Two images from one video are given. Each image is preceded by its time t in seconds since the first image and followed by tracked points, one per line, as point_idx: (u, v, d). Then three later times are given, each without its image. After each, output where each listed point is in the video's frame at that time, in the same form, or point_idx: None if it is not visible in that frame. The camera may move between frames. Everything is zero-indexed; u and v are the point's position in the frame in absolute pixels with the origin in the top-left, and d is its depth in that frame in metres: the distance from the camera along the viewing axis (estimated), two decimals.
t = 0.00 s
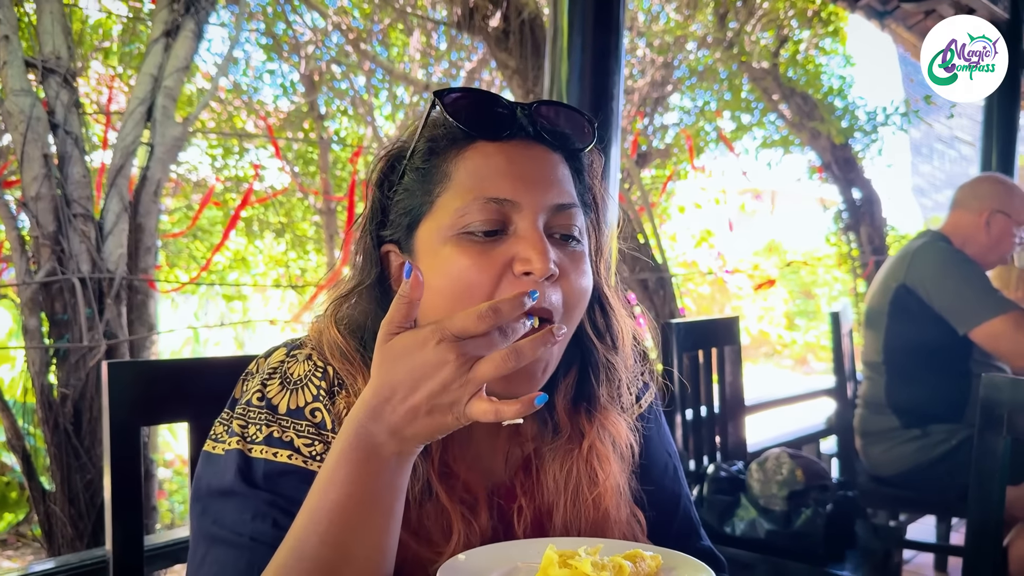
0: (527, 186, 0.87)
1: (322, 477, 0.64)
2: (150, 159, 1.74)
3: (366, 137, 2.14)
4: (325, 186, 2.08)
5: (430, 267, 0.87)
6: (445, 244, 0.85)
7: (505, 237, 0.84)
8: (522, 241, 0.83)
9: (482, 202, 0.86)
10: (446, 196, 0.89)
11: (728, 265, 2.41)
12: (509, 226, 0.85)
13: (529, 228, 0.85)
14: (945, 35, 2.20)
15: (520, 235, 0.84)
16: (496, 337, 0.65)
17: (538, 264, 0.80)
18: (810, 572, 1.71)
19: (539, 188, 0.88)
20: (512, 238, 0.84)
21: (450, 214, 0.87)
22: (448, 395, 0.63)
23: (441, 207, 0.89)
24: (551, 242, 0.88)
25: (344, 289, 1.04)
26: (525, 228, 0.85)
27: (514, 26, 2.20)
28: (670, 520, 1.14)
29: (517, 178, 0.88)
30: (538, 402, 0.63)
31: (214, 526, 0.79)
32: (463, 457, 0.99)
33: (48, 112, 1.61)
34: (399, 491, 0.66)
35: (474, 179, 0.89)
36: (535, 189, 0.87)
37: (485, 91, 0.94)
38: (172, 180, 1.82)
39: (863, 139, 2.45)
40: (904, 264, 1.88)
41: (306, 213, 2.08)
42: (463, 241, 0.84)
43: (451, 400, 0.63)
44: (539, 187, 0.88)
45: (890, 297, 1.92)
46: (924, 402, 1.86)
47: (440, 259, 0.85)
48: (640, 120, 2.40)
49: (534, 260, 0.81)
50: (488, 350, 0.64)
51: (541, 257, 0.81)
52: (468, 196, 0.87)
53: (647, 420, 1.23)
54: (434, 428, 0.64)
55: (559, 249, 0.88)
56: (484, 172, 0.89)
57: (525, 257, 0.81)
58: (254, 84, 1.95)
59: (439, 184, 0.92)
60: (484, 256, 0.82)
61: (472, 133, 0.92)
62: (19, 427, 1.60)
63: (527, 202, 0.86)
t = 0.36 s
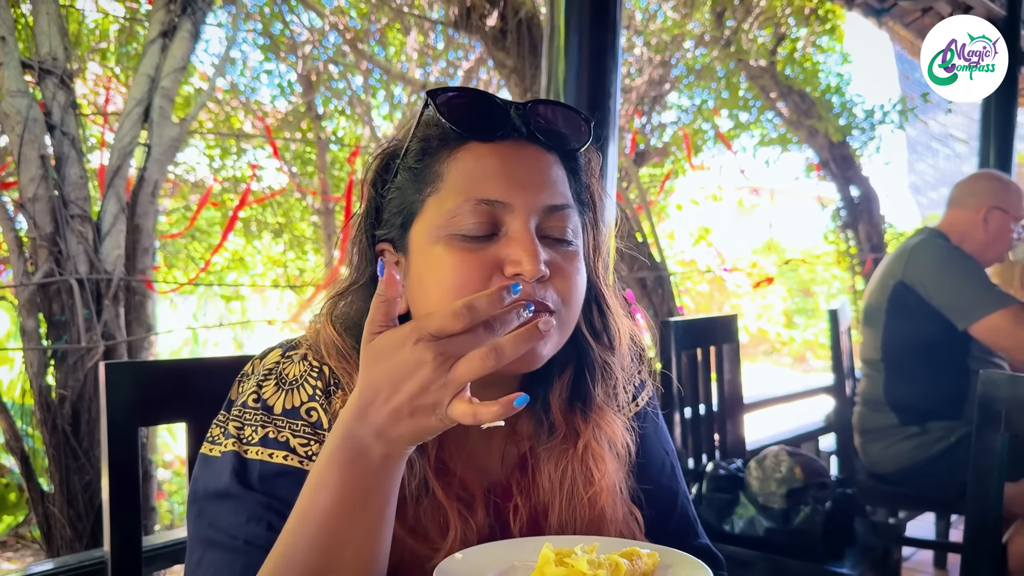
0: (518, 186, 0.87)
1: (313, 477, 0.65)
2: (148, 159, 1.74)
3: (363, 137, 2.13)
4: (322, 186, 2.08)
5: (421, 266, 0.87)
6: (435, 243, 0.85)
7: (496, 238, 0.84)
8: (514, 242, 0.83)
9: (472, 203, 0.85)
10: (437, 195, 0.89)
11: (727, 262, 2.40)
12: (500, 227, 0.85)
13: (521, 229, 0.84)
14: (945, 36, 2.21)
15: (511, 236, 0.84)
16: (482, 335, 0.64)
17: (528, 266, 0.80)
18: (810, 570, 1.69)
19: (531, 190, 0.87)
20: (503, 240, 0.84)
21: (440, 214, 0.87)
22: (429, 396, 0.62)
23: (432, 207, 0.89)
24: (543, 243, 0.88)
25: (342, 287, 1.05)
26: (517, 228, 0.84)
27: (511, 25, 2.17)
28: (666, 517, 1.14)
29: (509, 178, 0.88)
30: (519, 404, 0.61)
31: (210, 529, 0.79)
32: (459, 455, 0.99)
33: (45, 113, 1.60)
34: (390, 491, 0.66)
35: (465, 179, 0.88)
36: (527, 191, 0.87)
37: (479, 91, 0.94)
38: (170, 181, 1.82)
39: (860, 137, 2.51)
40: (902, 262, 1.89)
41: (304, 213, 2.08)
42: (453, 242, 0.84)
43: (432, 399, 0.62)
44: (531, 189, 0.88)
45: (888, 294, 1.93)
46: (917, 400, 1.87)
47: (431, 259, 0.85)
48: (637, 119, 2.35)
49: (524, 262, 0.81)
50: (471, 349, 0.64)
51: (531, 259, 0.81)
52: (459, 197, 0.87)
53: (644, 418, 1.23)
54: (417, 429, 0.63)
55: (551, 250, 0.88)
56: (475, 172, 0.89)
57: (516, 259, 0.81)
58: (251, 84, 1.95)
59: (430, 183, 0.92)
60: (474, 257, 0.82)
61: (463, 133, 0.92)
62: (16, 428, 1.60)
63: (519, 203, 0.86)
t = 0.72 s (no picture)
0: (498, 183, 0.90)
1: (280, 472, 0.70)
2: (143, 159, 1.74)
3: (360, 136, 2.12)
4: (320, 186, 2.08)
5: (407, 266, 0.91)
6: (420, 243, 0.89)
7: (479, 234, 0.87)
8: (494, 240, 0.86)
9: (453, 201, 0.89)
10: (420, 195, 0.93)
11: (725, 260, 2.38)
12: (483, 224, 0.88)
13: (501, 225, 0.87)
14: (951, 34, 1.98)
15: (492, 233, 0.87)
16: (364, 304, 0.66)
17: (510, 263, 0.83)
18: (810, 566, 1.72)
19: (510, 185, 0.90)
20: (484, 237, 0.87)
21: (424, 214, 0.91)
22: (344, 380, 0.66)
23: (416, 207, 0.93)
24: (526, 238, 0.90)
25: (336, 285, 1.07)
26: (498, 226, 0.87)
27: (508, 24, 2.14)
28: (657, 508, 1.14)
29: (488, 176, 0.90)
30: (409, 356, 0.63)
31: (201, 536, 0.80)
32: (447, 449, 1.01)
33: (40, 113, 1.60)
34: (355, 479, 0.71)
35: (445, 179, 0.91)
36: (506, 187, 0.90)
37: (459, 91, 0.95)
38: (166, 180, 1.81)
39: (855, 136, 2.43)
40: (898, 259, 1.94)
41: (302, 212, 2.08)
42: (438, 240, 0.87)
43: (347, 386, 0.66)
44: (511, 185, 0.90)
45: (885, 290, 1.97)
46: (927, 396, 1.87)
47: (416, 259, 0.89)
48: (635, 116, 2.60)
49: (506, 259, 0.84)
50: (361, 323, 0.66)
51: (512, 256, 0.84)
52: (439, 196, 0.90)
53: (633, 412, 1.23)
54: (369, 407, 0.66)
55: (533, 246, 0.90)
56: (456, 172, 0.91)
57: (497, 257, 0.84)
58: (247, 84, 1.95)
59: (413, 184, 0.95)
60: (456, 257, 0.85)
61: (443, 133, 0.94)
62: (14, 429, 1.59)
63: (499, 199, 0.89)
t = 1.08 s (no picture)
0: (496, 201, 0.90)
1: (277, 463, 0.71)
2: (143, 158, 1.74)
3: (360, 136, 2.12)
4: (320, 185, 2.08)
5: (403, 276, 0.91)
6: (417, 257, 0.89)
7: (476, 251, 0.88)
8: (492, 258, 0.87)
9: (450, 217, 0.89)
10: (418, 209, 0.93)
11: (725, 258, 2.47)
12: (481, 241, 0.88)
13: (499, 243, 0.88)
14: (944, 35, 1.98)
15: (489, 251, 0.88)
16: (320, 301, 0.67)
17: (505, 280, 0.85)
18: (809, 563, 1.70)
19: (510, 204, 0.90)
20: (482, 254, 0.88)
21: (421, 227, 0.91)
22: (319, 382, 0.66)
23: (413, 220, 0.92)
24: (524, 254, 0.91)
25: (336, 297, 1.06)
26: (495, 243, 0.88)
27: (506, 22, 2.17)
28: (651, 511, 1.14)
29: (487, 193, 0.90)
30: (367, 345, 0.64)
31: (201, 538, 0.81)
32: (445, 460, 1.03)
33: (39, 113, 1.60)
34: (349, 472, 0.72)
35: (444, 195, 0.91)
36: (505, 205, 0.90)
37: (459, 103, 0.95)
38: (166, 180, 1.81)
39: (857, 132, 2.23)
40: (897, 256, 1.89)
41: (302, 211, 2.07)
42: (433, 255, 0.88)
43: (324, 385, 0.67)
44: (510, 203, 0.90)
45: (885, 288, 1.92)
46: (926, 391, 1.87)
47: (412, 271, 0.89)
48: (633, 114, 2.55)
49: (501, 276, 0.85)
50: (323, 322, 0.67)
51: (508, 273, 0.85)
52: (438, 210, 0.90)
53: (628, 416, 1.22)
54: (351, 399, 0.68)
55: (530, 262, 0.90)
56: (454, 189, 0.91)
57: (492, 274, 0.85)
58: (247, 83, 1.95)
59: (411, 197, 0.95)
60: (453, 272, 0.86)
61: (441, 145, 0.94)
62: (14, 429, 1.59)
63: (497, 217, 0.89)
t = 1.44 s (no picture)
0: (482, 193, 0.90)
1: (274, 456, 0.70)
2: (142, 157, 1.74)
3: (359, 134, 2.12)
4: (319, 183, 2.07)
5: (393, 270, 0.91)
6: (404, 248, 0.90)
7: (460, 243, 0.88)
8: (476, 249, 0.87)
9: (436, 209, 0.89)
10: (406, 201, 0.93)
11: (724, 256, 2.48)
12: (466, 232, 0.89)
13: (484, 235, 0.88)
14: (945, 35, 1.99)
15: (475, 243, 0.88)
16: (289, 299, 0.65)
17: (486, 272, 0.85)
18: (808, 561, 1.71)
19: (496, 197, 0.90)
20: (467, 245, 0.88)
21: (409, 219, 0.91)
22: (302, 382, 0.66)
23: (401, 212, 0.93)
24: (509, 247, 0.91)
25: (331, 290, 1.07)
26: (480, 235, 0.88)
27: (505, 20, 2.15)
28: (649, 510, 1.14)
29: (472, 186, 0.90)
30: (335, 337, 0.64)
31: (198, 536, 0.81)
32: (439, 451, 1.03)
33: (37, 111, 1.60)
34: (342, 467, 0.72)
35: (431, 186, 0.92)
36: (491, 198, 0.90)
37: (449, 98, 0.95)
38: (164, 179, 1.82)
39: (855, 129, 2.23)
40: (897, 252, 1.89)
41: (301, 210, 2.06)
42: (419, 246, 0.88)
43: (306, 384, 0.66)
44: (496, 195, 0.91)
45: (885, 285, 1.92)
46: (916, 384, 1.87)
47: (399, 264, 0.90)
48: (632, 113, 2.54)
49: (483, 268, 0.85)
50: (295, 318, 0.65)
51: (490, 266, 0.85)
52: (425, 202, 0.91)
53: (625, 416, 1.22)
54: (336, 394, 0.67)
55: (515, 256, 0.90)
56: (440, 181, 0.91)
57: (476, 265, 0.86)
58: (246, 82, 1.95)
59: (400, 189, 0.95)
60: (436, 264, 0.86)
61: (431, 139, 0.94)
62: (14, 427, 1.59)
63: (482, 209, 0.89)
